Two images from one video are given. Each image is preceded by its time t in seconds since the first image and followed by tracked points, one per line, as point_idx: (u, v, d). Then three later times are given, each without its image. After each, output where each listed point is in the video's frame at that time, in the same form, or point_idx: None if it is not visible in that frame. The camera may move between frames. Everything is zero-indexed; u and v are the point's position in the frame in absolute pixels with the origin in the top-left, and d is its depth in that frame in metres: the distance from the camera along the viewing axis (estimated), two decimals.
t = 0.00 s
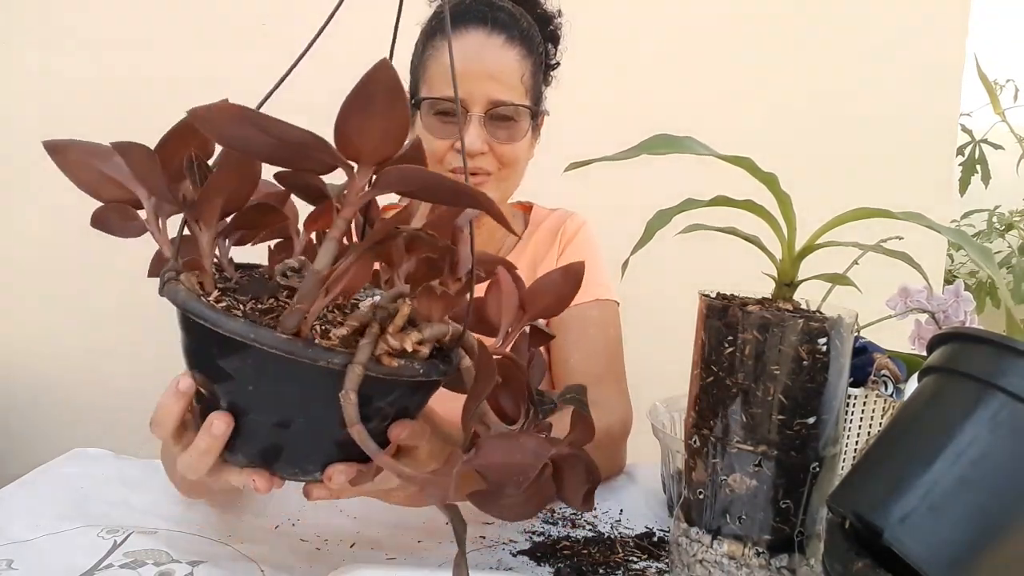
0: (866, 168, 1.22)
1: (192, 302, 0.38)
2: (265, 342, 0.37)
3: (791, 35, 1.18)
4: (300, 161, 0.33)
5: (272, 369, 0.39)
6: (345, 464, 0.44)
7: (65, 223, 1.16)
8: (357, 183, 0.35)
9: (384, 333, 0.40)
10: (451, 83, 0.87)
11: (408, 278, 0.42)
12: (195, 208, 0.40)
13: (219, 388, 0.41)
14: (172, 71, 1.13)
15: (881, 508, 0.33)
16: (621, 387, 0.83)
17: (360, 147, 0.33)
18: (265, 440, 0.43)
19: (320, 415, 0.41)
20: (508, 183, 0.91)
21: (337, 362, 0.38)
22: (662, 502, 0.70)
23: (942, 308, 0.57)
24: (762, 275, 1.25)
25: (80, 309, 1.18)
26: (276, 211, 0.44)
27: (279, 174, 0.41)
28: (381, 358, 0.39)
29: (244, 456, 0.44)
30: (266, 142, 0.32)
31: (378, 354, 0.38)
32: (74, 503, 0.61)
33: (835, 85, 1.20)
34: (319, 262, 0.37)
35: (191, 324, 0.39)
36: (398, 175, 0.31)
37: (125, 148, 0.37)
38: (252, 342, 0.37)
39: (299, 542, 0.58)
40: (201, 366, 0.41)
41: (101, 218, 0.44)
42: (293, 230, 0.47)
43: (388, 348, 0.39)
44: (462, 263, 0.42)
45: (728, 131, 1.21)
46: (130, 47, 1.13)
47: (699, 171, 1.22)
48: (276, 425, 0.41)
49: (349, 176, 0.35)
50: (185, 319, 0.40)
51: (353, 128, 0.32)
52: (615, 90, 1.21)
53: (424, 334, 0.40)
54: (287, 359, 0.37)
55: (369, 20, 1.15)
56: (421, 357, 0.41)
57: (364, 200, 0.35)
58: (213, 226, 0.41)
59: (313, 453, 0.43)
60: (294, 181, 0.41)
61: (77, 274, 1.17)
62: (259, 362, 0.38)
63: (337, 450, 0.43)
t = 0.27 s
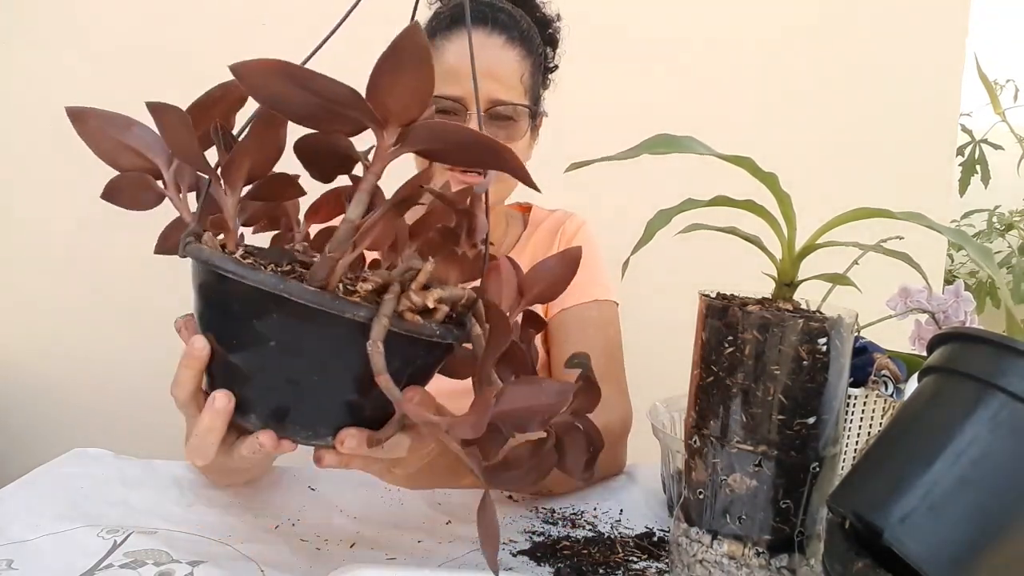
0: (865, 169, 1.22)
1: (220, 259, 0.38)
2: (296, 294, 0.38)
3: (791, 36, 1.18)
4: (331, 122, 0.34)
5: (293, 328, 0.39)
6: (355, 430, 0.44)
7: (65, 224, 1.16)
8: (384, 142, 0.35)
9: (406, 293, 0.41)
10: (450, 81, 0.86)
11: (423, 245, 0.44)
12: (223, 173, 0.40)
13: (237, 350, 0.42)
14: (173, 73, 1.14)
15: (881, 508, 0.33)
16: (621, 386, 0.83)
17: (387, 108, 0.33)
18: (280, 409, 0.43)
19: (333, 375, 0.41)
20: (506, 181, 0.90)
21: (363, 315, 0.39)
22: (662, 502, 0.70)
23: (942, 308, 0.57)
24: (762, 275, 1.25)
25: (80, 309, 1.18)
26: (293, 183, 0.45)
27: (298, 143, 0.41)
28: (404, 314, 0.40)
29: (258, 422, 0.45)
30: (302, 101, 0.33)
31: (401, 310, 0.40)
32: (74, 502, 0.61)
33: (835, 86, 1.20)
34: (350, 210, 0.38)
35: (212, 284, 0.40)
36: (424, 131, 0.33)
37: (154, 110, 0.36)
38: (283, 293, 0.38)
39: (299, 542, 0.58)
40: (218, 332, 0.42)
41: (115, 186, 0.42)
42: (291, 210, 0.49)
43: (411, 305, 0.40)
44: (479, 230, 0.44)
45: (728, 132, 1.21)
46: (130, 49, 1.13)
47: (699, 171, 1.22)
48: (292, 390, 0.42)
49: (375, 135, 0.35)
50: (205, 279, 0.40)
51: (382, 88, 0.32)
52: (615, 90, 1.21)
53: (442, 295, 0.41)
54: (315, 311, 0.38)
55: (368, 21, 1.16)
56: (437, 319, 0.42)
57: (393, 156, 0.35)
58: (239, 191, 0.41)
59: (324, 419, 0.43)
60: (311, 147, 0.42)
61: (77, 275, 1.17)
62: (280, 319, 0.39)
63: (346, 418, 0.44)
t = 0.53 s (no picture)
0: (865, 168, 1.22)
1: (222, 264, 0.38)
2: (306, 299, 0.38)
3: (791, 35, 1.18)
4: (335, 122, 0.35)
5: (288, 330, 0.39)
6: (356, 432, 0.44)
7: (65, 224, 1.16)
8: (391, 142, 0.35)
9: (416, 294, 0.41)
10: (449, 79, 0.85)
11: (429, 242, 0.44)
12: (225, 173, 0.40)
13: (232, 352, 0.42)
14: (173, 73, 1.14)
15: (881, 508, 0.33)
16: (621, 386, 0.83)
17: (392, 107, 0.34)
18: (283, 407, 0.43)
19: (336, 374, 0.41)
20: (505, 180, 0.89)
21: (374, 319, 0.39)
22: (662, 502, 0.70)
23: (942, 308, 0.57)
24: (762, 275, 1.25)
25: (80, 310, 1.18)
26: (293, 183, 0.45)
27: (302, 146, 0.41)
28: (414, 316, 0.40)
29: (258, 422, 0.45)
30: (307, 100, 0.34)
31: (411, 312, 0.40)
32: (74, 503, 0.61)
33: (835, 85, 1.20)
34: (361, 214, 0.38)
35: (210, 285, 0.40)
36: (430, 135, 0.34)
37: (152, 112, 0.36)
38: (293, 298, 0.38)
39: (299, 542, 0.58)
40: (215, 332, 0.42)
41: (109, 190, 0.42)
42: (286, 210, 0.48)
43: (421, 306, 0.41)
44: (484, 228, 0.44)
45: (728, 132, 1.21)
46: (131, 49, 1.13)
47: (699, 171, 1.22)
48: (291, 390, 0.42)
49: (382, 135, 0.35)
50: (206, 281, 0.40)
51: (387, 88, 0.33)
52: (615, 90, 1.21)
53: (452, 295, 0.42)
54: (323, 315, 0.38)
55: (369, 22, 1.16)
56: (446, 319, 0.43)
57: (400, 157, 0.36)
58: (241, 193, 0.41)
59: (323, 421, 0.44)
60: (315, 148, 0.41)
61: (77, 275, 1.17)
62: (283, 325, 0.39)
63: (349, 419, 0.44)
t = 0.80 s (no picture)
0: (866, 168, 1.22)
1: (247, 262, 0.38)
2: (338, 301, 0.38)
3: (791, 34, 1.18)
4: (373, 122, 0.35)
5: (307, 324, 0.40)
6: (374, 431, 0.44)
7: (65, 224, 1.16)
8: (429, 144, 0.36)
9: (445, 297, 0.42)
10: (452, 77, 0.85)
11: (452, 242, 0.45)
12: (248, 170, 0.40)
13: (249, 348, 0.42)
14: (176, 73, 1.14)
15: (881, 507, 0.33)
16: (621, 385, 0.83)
17: (432, 109, 0.35)
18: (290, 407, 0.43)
19: (344, 368, 0.41)
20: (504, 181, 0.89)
21: (406, 322, 0.40)
22: (662, 502, 0.70)
23: (942, 307, 0.57)
24: (762, 275, 1.25)
25: (80, 309, 1.18)
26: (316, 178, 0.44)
27: (325, 143, 0.39)
28: (445, 320, 0.41)
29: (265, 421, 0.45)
30: (348, 99, 0.34)
31: (442, 316, 0.41)
32: (74, 502, 0.61)
33: (835, 85, 1.20)
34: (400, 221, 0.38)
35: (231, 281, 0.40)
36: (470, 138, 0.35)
37: (175, 103, 0.36)
38: (325, 300, 0.38)
39: (299, 541, 0.58)
40: (229, 328, 0.42)
41: (119, 177, 0.42)
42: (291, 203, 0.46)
43: (450, 310, 0.41)
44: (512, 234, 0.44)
45: (728, 132, 1.21)
46: (133, 49, 1.13)
47: (699, 171, 1.22)
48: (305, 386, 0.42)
49: (419, 138, 0.36)
50: (228, 278, 0.40)
51: (429, 89, 0.34)
52: (615, 89, 1.20)
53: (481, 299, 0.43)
54: (354, 317, 0.39)
55: (370, 23, 1.16)
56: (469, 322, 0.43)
57: (438, 160, 0.37)
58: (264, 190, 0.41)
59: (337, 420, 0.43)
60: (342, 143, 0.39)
61: (77, 275, 1.17)
62: (304, 322, 0.40)
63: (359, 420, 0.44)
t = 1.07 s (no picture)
0: (866, 168, 1.22)
1: (260, 240, 0.39)
2: (349, 280, 0.39)
3: (791, 34, 1.18)
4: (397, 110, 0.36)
5: (313, 305, 0.40)
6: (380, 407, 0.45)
7: (65, 224, 1.16)
8: (448, 134, 0.37)
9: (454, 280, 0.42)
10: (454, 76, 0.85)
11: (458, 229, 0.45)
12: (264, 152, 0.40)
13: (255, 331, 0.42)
14: (176, 73, 1.14)
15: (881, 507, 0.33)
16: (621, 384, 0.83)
17: (455, 99, 0.35)
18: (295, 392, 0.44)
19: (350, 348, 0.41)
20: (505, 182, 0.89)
21: (416, 303, 0.40)
22: (662, 502, 0.70)
23: (942, 308, 0.57)
24: (762, 275, 1.25)
25: (80, 310, 1.18)
26: (326, 162, 0.43)
27: (346, 128, 0.40)
28: (452, 303, 0.41)
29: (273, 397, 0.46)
30: (371, 80, 0.34)
31: (450, 298, 0.41)
32: (75, 502, 0.61)
33: (836, 85, 1.20)
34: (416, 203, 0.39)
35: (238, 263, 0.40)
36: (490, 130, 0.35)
37: (196, 80, 0.37)
38: (336, 279, 0.39)
39: (300, 542, 0.58)
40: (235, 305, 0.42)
41: (131, 156, 0.41)
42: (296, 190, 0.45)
43: (459, 293, 0.42)
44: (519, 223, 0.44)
45: (728, 132, 1.21)
46: (133, 49, 1.13)
47: (699, 171, 1.22)
48: (312, 366, 0.43)
49: (438, 126, 0.37)
50: (238, 258, 0.40)
51: (456, 81, 0.34)
52: (615, 89, 1.20)
53: (488, 284, 0.43)
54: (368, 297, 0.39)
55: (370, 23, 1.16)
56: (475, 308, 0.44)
57: (455, 148, 0.37)
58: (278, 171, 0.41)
59: (341, 397, 0.44)
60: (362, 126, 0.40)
61: (78, 275, 1.17)
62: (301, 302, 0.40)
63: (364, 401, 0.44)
